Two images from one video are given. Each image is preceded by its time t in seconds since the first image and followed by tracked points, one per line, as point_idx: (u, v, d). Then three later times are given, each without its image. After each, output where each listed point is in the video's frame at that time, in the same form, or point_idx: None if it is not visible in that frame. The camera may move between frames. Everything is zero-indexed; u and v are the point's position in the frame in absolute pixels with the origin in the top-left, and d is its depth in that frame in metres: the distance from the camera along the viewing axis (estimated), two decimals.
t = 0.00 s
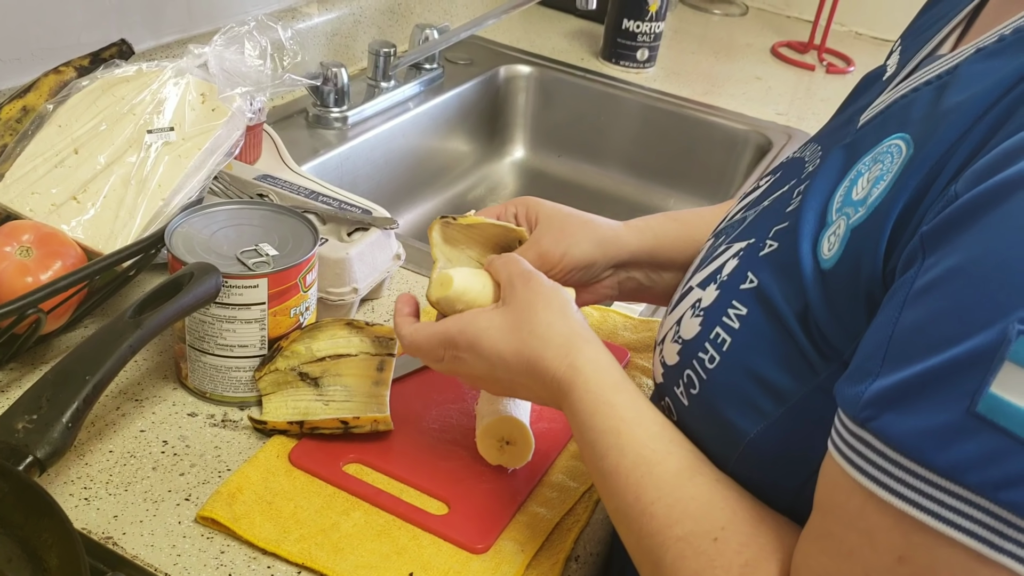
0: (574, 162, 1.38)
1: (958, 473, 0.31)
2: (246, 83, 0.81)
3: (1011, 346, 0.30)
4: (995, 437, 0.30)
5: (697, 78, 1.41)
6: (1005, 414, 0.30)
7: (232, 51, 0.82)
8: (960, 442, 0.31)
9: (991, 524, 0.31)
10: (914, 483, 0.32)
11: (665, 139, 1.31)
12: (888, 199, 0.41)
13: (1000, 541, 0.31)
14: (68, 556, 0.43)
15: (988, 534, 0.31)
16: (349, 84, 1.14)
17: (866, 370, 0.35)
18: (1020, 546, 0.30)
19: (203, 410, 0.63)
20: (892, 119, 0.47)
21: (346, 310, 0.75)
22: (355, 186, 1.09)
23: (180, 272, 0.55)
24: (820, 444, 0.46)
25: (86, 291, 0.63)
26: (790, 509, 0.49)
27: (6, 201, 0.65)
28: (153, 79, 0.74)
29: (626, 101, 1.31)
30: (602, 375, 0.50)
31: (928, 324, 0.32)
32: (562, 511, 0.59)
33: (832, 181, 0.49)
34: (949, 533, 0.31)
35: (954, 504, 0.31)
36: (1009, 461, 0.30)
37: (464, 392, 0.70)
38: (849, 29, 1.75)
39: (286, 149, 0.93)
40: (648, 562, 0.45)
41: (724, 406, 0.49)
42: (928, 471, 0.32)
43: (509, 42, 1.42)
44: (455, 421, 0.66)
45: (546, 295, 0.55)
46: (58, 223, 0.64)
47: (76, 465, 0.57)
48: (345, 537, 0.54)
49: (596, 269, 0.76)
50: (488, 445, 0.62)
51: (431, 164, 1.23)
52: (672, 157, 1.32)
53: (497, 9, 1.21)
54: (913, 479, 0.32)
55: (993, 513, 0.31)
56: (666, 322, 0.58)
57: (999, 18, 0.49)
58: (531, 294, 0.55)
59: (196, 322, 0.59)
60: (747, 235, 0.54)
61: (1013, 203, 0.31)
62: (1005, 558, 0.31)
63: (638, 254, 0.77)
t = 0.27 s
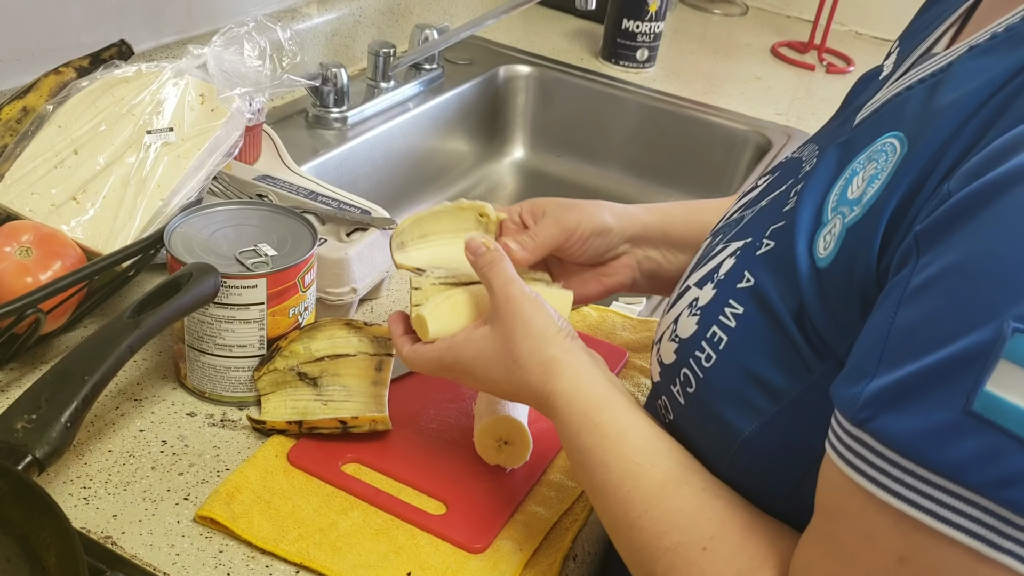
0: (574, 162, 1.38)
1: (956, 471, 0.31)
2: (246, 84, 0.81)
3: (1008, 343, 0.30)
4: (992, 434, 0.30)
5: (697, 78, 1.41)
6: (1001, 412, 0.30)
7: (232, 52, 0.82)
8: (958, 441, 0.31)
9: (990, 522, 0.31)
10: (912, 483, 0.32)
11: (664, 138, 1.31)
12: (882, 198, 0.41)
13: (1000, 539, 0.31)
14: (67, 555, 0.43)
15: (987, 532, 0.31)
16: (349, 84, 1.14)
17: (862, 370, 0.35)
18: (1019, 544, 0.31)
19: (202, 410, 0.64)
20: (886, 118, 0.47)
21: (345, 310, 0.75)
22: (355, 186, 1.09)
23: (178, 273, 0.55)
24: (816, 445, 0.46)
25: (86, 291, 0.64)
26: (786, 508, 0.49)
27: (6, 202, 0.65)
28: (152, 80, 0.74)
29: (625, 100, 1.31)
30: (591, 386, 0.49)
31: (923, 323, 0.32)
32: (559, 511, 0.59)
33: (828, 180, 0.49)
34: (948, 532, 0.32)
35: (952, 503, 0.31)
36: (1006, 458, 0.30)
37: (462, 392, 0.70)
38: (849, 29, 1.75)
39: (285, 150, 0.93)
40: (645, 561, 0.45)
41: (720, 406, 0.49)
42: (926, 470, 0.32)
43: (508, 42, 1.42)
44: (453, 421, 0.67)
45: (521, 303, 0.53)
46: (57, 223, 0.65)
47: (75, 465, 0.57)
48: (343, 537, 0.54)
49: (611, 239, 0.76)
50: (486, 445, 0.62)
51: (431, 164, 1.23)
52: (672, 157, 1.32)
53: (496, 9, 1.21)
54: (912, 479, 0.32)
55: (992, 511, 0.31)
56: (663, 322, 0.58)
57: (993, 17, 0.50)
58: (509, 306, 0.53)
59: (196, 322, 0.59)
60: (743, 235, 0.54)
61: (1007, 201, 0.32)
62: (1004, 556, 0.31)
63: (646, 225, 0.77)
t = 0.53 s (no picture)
0: (575, 161, 1.38)
1: (951, 467, 0.31)
2: (247, 84, 0.82)
3: (1004, 339, 0.30)
4: (988, 430, 0.30)
5: (698, 78, 1.42)
6: (996, 407, 0.30)
7: (233, 52, 0.82)
8: (953, 436, 0.31)
9: (983, 517, 0.31)
10: (907, 477, 0.32)
11: (665, 138, 1.31)
12: (882, 196, 0.41)
13: (993, 534, 0.31)
14: (69, 554, 0.43)
15: (981, 527, 0.31)
16: (350, 83, 1.14)
17: (860, 366, 0.35)
18: (1013, 539, 0.31)
19: (204, 409, 0.64)
20: (887, 117, 0.47)
21: (346, 310, 0.75)
22: (356, 186, 1.09)
23: (180, 272, 0.55)
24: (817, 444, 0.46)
25: (88, 290, 0.64)
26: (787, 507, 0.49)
27: (8, 201, 0.65)
28: (154, 80, 0.74)
29: (626, 100, 1.31)
30: (602, 374, 0.51)
31: (921, 320, 0.32)
32: (561, 510, 0.59)
33: (828, 179, 0.49)
34: (941, 527, 0.32)
35: (947, 498, 0.31)
36: (1002, 454, 0.30)
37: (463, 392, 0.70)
38: (850, 29, 1.75)
39: (287, 150, 0.93)
40: (646, 560, 0.45)
41: (721, 403, 0.49)
42: (920, 464, 0.32)
43: (509, 42, 1.42)
44: (454, 420, 0.67)
45: (536, 307, 0.57)
46: (59, 223, 0.65)
47: (78, 464, 0.57)
48: (345, 536, 0.55)
49: (615, 273, 0.76)
50: (488, 444, 0.62)
51: (432, 163, 1.23)
52: (672, 156, 1.32)
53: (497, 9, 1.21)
54: (907, 474, 0.32)
55: (985, 506, 0.31)
56: (662, 320, 0.58)
57: (994, 17, 0.50)
58: (524, 309, 0.57)
59: (197, 322, 0.59)
60: (743, 233, 0.54)
61: (1006, 198, 0.32)
62: (998, 552, 0.31)
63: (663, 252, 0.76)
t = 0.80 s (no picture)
0: (577, 164, 1.38)
1: (964, 483, 0.31)
2: (250, 87, 0.82)
3: (1015, 355, 0.30)
4: (1002, 445, 0.30)
5: (700, 80, 1.42)
6: (1009, 422, 0.30)
7: (236, 55, 0.82)
8: (967, 452, 0.31)
9: (997, 533, 0.31)
10: (920, 493, 0.32)
11: (667, 141, 1.31)
12: (887, 203, 0.42)
13: (1009, 550, 0.31)
14: (72, 559, 0.43)
15: (996, 544, 0.31)
16: (352, 86, 1.14)
17: (869, 380, 0.35)
18: None
19: (207, 413, 0.64)
20: (890, 123, 0.47)
21: (349, 314, 0.75)
22: (358, 189, 1.09)
23: (184, 276, 0.55)
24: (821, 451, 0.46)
25: (91, 294, 0.64)
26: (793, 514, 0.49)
27: (11, 205, 0.65)
28: (157, 83, 0.74)
29: (628, 103, 1.31)
30: (597, 396, 0.50)
31: (931, 333, 0.32)
32: (564, 515, 0.59)
33: (831, 185, 0.49)
34: (955, 543, 0.32)
35: (961, 514, 0.31)
36: (1015, 469, 0.30)
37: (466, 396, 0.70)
38: (852, 31, 1.75)
39: (289, 152, 0.94)
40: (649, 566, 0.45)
41: (724, 410, 0.49)
42: (933, 480, 0.32)
43: (511, 44, 1.42)
44: (457, 425, 0.67)
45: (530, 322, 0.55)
46: (63, 227, 0.65)
47: (81, 468, 0.57)
48: (348, 541, 0.54)
49: (605, 271, 0.76)
50: (490, 448, 0.62)
51: (434, 166, 1.23)
52: (675, 159, 1.32)
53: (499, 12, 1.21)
54: (920, 490, 0.32)
55: (1000, 522, 0.31)
56: (666, 326, 0.58)
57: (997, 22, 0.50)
58: (518, 324, 0.55)
59: (200, 326, 0.59)
60: (747, 239, 0.54)
61: (1014, 210, 0.32)
62: (1014, 568, 0.31)
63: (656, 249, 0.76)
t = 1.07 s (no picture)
0: (576, 162, 1.38)
1: (989, 499, 0.30)
2: (248, 85, 0.81)
3: None
4: None
5: (700, 79, 1.41)
6: None
7: (234, 52, 0.82)
8: (989, 468, 0.30)
9: None
10: (944, 512, 0.31)
11: (666, 140, 1.31)
12: (887, 204, 0.41)
13: None
14: (68, 559, 0.43)
15: None
16: (351, 84, 1.13)
17: (879, 396, 0.34)
18: None
19: (204, 412, 0.63)
20: (887, 121, 0.47)
21: (347, 313, 0.75)
22: (357, 187, 1.08)
23: (181, 275, 0.55)
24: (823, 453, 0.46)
25: (88, 293, 0.63)
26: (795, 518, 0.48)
27: (7, 203, 0.65)
28: (154, 81, 0.74)
29: (628, 101, 1.31)
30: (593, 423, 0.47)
31: (943, 346, 0.31)
32: (563, 515, 0.59)
33: (830, 185, 0.49)
34: (982, 561, 0.31)
35: (988, 532, 0.31)
36: None
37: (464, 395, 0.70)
38: (852, 31, 1.75)
39: (287, 150, 0.93)
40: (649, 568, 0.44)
41: (723, 413, 0.49)
42: (956, 497, 0.31)
43: (511, 42, 1.42)
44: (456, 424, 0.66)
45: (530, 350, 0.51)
46: (59, 224, 0.64)
47: (77, 467, 0.57)
48: (346, 541, 0.54)
49: (607, 266, 0.75)
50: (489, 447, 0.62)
51: (433, 164, 1.23)
52: (674, 158, 1.32)
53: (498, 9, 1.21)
54: (944, 508, 0.31)
55: None
56: (664, 327, 0.58)
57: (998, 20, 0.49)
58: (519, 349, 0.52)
59: (198, 324, 0.59)
60: (746, 238, 0.54)
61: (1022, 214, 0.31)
62: None
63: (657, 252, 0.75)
